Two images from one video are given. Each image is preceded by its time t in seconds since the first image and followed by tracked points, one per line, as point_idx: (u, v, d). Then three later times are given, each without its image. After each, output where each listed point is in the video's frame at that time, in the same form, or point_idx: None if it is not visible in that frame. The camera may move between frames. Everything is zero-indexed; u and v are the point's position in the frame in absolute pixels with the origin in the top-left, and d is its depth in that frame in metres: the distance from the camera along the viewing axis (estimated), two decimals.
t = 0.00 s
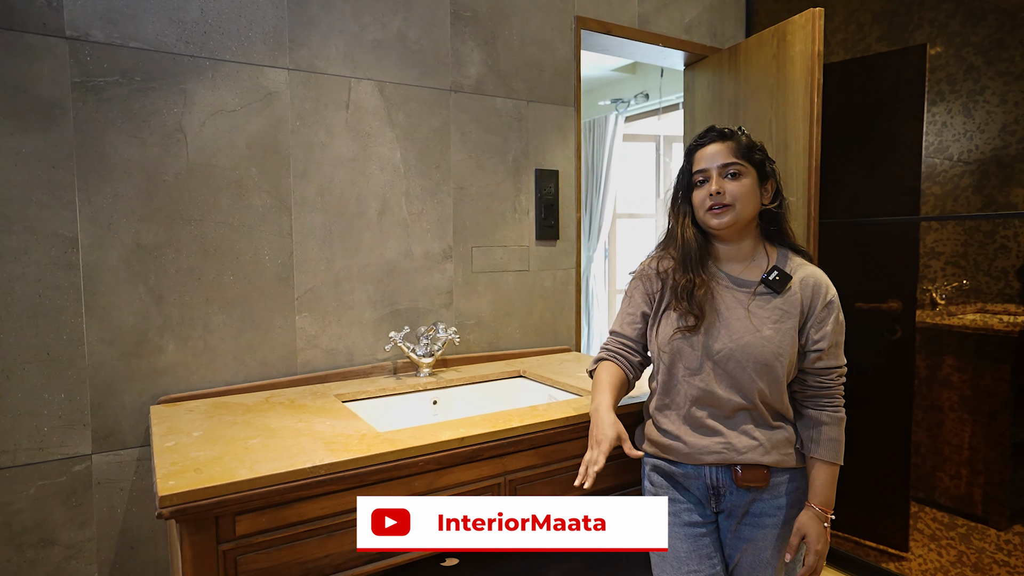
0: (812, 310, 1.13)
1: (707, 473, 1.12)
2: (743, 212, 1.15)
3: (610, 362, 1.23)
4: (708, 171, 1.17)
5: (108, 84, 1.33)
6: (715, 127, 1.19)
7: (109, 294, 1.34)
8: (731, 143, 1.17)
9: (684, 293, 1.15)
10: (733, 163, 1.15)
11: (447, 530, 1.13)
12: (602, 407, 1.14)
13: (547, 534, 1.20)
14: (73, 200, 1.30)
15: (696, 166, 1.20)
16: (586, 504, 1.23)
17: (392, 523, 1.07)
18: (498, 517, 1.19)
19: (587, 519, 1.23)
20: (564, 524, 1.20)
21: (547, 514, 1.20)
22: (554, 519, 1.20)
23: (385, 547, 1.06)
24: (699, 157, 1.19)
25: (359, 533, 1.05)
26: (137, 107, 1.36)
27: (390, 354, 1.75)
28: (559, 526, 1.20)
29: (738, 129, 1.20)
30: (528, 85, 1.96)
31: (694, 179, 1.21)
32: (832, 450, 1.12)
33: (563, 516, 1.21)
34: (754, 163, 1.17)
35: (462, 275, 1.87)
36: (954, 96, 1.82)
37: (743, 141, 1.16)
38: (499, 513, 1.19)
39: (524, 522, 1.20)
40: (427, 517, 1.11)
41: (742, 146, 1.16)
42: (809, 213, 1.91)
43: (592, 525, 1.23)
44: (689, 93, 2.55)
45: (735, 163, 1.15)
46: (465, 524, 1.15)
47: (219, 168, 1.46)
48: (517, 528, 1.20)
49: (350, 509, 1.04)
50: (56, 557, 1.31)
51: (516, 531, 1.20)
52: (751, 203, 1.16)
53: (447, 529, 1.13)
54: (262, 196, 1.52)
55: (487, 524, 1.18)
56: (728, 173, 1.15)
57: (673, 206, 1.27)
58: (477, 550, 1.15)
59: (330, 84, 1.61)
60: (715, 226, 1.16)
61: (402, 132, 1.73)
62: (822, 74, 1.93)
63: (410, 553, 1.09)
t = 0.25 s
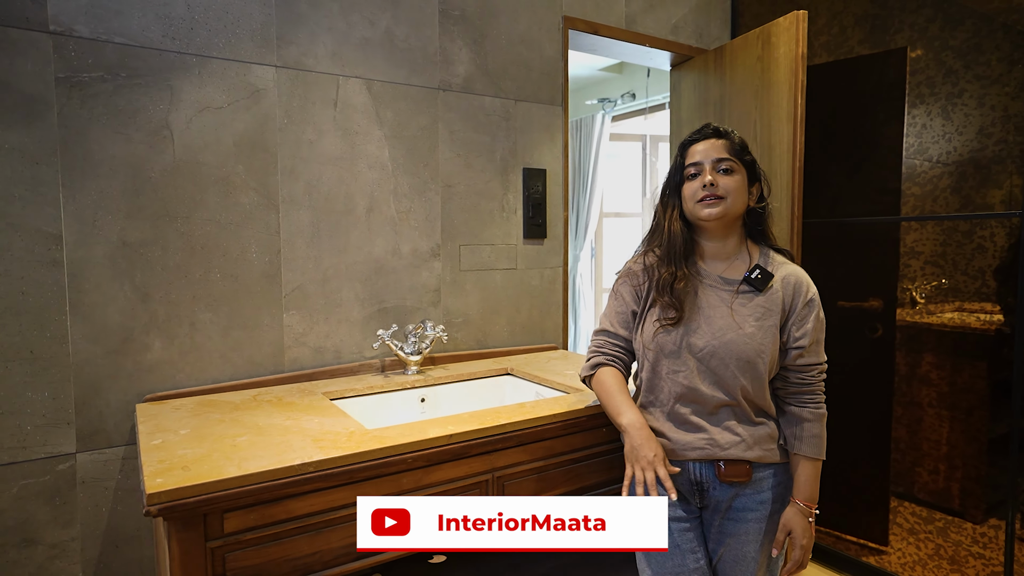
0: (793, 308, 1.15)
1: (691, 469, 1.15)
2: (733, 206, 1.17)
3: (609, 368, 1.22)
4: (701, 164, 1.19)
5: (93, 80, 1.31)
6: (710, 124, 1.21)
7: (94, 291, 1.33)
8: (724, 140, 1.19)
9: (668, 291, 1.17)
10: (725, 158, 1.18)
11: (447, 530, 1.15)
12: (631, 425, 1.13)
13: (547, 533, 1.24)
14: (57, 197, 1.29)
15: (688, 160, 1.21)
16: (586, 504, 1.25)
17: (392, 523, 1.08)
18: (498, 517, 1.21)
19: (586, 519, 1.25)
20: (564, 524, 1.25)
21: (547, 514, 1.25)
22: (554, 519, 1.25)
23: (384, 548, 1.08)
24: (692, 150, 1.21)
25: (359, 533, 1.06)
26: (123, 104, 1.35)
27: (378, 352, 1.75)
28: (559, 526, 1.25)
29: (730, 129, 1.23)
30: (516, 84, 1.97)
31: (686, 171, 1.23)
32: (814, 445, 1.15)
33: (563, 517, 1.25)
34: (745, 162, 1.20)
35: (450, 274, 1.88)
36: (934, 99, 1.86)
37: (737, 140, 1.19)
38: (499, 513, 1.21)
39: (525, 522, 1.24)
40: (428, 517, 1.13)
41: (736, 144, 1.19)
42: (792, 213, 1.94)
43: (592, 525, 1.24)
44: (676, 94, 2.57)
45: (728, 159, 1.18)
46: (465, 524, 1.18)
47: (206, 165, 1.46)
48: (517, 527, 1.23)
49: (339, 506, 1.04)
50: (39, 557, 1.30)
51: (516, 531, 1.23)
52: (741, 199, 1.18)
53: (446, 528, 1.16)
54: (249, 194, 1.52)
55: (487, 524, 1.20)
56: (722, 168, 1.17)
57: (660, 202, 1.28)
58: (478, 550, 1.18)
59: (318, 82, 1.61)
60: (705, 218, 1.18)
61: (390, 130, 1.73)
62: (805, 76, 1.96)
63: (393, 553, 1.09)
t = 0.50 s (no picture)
0: (780, 306, 1.17)
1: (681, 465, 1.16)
2: (714, 209, 1.18)
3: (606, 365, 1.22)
4: (682, 167, 1.20)
5: (77, 75, 1.30)
6: (691, 125, 1.21)
7: (78, 289, 1.32)
8: (707, 141, 1.19)
9: (659, 288, 1.18)
10: (706, 161, 1.18)
11: (447, 529, 1.18)
12: (642, 417, 1.13)
13: (547, 533, 1.29)
14: (41, 194, 1.28)
15: (671, 162, 1.22)
16: (586, 505, 1.31)
17: (392, 523, 1.10)
18: (499, 517, 1.24)
19: (586, 519, 1.31)
20: (564, 524, 1.31)
21: (547, 515, 1.30)
22: (554, 519, 1.30)
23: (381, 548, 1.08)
24: (675, 153, 1.22)
25: (359, 533, 1.07)
26: (108, 100, 1.34)
27: (367, 350, 1.75)
28: (559, 526, 1.31)
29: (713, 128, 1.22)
30: (504, 82, 1.97)
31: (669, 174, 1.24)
32: (800, 441, 1.16)
33: (563, 517, 1.31)
34: (728, 161, 1.20)
35: (438, 271, 1.88)
36: (919, 99, 1.88)
37: (718, 141, 1.19)
38: (499, 513, 1.24)
39: (525, 522, 1.28)
40: (427, 518, 1.15)
41: (717, 145, 1.19)
42: (779, 212, 1.96)
43: (592, 526, 1.29)
44: (664, 92, 2.58)
45: (708, 162, 1.18)
46: (465, 524, 1.21)
47: (193, 162, 1.45)
48: (517, 527, 1.26)
49: (327, 504, 1.04)
50: (23, 556, 1.29)
51: (516, 531, 1.26)
52: (722, 201, 1.18)
53: (446, 528, 1.18)
54: (237, 191, 1.51)
55: (486, 524, 1.23)
56: (702, 171, 1.18)
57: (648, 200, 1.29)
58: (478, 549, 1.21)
59: (306, 78, 1.60)
60: (687, 222, 1.19)
61: (378, 128, 1.73)
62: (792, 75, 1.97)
63: (371, 552, 1.08)
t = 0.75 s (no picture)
0: (787, 309, 1.16)
1: (683, 465, 1.14)
2: (705, 227, 1.16)
3: (592, 362, 1.21)
4: (674, 184, 1.17)
5: (83, 72, 1.31)
6: (682, 136, 1.16)
7: (82, 284, 1.33)
8: (696, 155, 1.14)
9: (664, 286, 1.17)
10: (696, 178, 1.14)
11: (446, 530, 1.17)
12: (602, 433, 1.14)
13: (547, 533, 1.24)
14: (46, 189, 1.28)
15: (665, 176, 1.20)
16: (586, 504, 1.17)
17: (392, 523, 1.10)
18: (498, 517, 1.21)
19: (586, 519, 1.18)
20: (564, 524, 1.22)
21: (547, 514, 1.24)
22: (553, 519, 1.23)
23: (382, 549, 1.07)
24: (667, 168, 1.19)
25: (359, 533, 1.07)
26: (113, 96, 1.34)
27: (369, 347, 1.75)
28: (559, 526, 1.23)
29: (707, 133, 1.15)
30: (509, 81, 1.97)
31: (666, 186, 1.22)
32: (805, 445, 1.15)
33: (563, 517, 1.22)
34: (720, 172, 1.14)
35: (441, 270, 1.88)
36: (927, 99, 1.86)
37: (708, 153, 1.13)
38: (499, 513, 1.21)
39: (525, 522, 1.24)
40: (427, 517, 1.15)
41: (705, 159, 1.13)
42: (785, 213, 1.94)
43: (592, 525, 1.17)
44: (670, 92, 2.57)
45: (697, 178, 1.14)
46: (465, 524, 1.18)
47: (197, 158, 1.45)
48: (518, 527, 1.23)
49: (326, 501, 1.04)
50: (25, 549, 1.30)
51: (516, 531, 1.23)
52: (715, 217, 1.15)
53: (446, 529, 1.17)
54: (240, 188, 1.51)
55: (487, 524, 1.21)
56: (692, 189, 1.15)
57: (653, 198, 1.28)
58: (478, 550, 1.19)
59: (311, 76, 1.60)
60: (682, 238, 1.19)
61: (382, 126, 1.73)
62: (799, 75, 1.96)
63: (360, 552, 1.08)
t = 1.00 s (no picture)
0: (788, 309, 1.14)
1: (681, 466, 1.13)
2: (710, 229, 1.14)
3: (580, 372, 1.23)
4: (677, 185, 1.16)
5: (80, 69, 1.31)
6: (684, 137, 1.14)
7: (79, 282, 1.33)
8: (699, 156, 1.12)
9: (664, 286, 1.16)
10: (700, 180, 1.13)
11: (447, 530, 1.18)
12: (558, 440, 1.23)
13: (547, 533, 1.28)
14: (42, 186, 1.28)
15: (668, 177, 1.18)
16: (586, 505, 1.27)
17: (392, 522, 1.11)
18: (499, 517, 1.23)
19: (586, 519, 1.27)
20: (564, 524, 1.29)
21: (547, 514, 1.28)
22: (554, 519, 1.28)
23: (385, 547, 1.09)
24: (669, 169, 1.17)
25: (359, 533, 1.08)
26: (110, 93, 1.34)
27: (367, 346, 1.75)
28: (559, 526, 1.28)
29: (710, 133, 1.13)
30: (509, 79, 1.96)
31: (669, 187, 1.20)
32: (804, 447, 1.14)
33: (563, 517, 1.29)
34: (725, 174, 1.13)
35: (440, 268, 1.87)
36: (930, 98, 1.85)
37: (711, 155, 1.12)
38: (499, 513, 1.23)
39: (525, 521, 1.26)
40: (427, 517, 1.16)
41: (709, 160, 1.12)
42: (786, 212, 1.93)
43: (592, 525, 1.26)
44: (672, 90, 2.56)
45: (701, 180, 1.13)
46: (465, 524, 1.20)
47: (194, 156, 1.45)
48: (517, 527, 1.25)
49: (319, 500, 1.04)
50: (22, 547, 1.30)
51: (516, 530, 1.25)
52: (719, 219, 1.14)
53: (446, 528, 1.18)
54: (238, 186, 1.51)
55: (487, 524, 1.22)
56: (697, 191, 1.13)
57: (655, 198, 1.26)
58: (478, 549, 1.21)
59: (309, 74, 1.60)
60: (686, 241, 1.18)
61: (381, 124, 1.73)
62: (801, 74, 1.94)
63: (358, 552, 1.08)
